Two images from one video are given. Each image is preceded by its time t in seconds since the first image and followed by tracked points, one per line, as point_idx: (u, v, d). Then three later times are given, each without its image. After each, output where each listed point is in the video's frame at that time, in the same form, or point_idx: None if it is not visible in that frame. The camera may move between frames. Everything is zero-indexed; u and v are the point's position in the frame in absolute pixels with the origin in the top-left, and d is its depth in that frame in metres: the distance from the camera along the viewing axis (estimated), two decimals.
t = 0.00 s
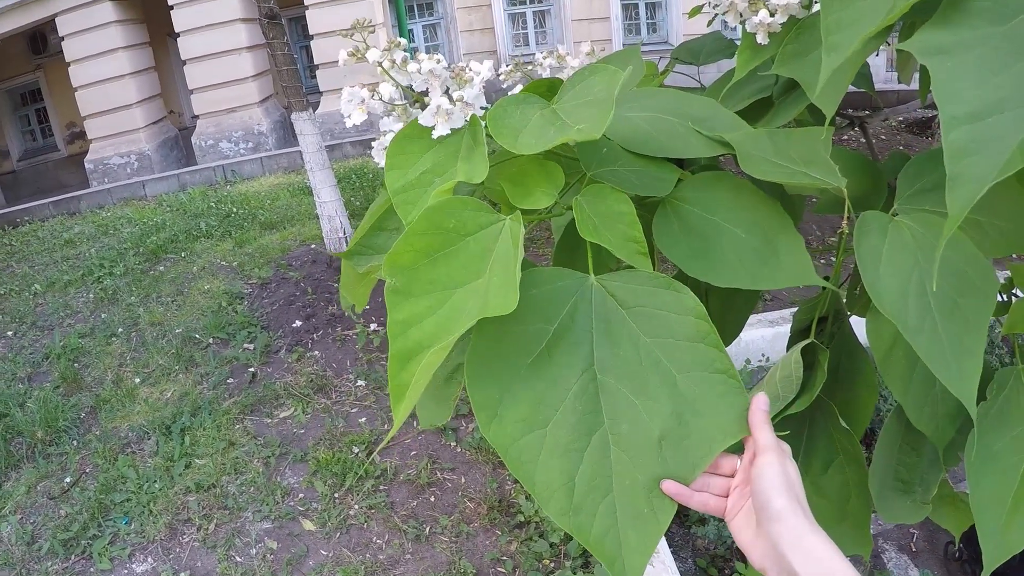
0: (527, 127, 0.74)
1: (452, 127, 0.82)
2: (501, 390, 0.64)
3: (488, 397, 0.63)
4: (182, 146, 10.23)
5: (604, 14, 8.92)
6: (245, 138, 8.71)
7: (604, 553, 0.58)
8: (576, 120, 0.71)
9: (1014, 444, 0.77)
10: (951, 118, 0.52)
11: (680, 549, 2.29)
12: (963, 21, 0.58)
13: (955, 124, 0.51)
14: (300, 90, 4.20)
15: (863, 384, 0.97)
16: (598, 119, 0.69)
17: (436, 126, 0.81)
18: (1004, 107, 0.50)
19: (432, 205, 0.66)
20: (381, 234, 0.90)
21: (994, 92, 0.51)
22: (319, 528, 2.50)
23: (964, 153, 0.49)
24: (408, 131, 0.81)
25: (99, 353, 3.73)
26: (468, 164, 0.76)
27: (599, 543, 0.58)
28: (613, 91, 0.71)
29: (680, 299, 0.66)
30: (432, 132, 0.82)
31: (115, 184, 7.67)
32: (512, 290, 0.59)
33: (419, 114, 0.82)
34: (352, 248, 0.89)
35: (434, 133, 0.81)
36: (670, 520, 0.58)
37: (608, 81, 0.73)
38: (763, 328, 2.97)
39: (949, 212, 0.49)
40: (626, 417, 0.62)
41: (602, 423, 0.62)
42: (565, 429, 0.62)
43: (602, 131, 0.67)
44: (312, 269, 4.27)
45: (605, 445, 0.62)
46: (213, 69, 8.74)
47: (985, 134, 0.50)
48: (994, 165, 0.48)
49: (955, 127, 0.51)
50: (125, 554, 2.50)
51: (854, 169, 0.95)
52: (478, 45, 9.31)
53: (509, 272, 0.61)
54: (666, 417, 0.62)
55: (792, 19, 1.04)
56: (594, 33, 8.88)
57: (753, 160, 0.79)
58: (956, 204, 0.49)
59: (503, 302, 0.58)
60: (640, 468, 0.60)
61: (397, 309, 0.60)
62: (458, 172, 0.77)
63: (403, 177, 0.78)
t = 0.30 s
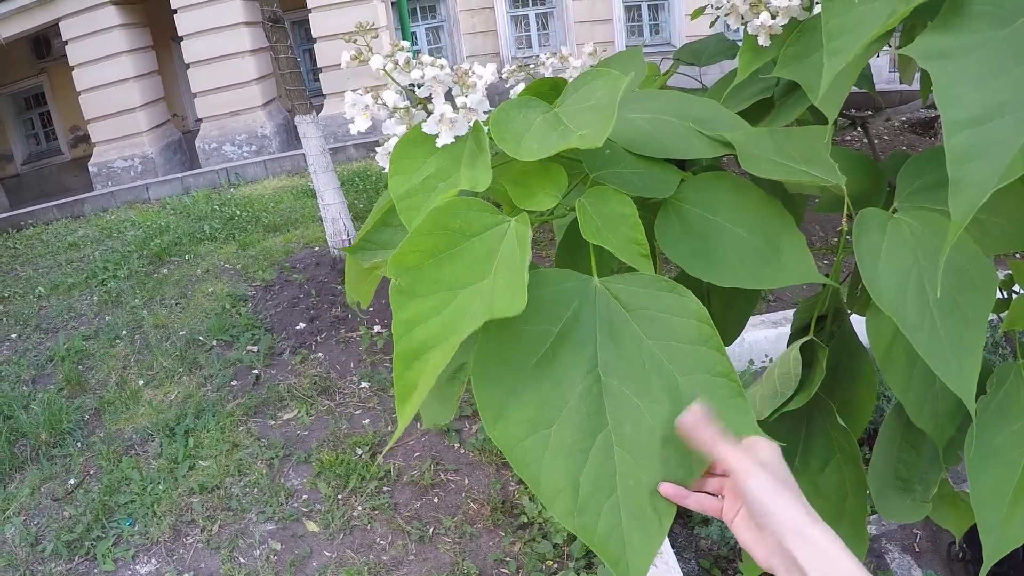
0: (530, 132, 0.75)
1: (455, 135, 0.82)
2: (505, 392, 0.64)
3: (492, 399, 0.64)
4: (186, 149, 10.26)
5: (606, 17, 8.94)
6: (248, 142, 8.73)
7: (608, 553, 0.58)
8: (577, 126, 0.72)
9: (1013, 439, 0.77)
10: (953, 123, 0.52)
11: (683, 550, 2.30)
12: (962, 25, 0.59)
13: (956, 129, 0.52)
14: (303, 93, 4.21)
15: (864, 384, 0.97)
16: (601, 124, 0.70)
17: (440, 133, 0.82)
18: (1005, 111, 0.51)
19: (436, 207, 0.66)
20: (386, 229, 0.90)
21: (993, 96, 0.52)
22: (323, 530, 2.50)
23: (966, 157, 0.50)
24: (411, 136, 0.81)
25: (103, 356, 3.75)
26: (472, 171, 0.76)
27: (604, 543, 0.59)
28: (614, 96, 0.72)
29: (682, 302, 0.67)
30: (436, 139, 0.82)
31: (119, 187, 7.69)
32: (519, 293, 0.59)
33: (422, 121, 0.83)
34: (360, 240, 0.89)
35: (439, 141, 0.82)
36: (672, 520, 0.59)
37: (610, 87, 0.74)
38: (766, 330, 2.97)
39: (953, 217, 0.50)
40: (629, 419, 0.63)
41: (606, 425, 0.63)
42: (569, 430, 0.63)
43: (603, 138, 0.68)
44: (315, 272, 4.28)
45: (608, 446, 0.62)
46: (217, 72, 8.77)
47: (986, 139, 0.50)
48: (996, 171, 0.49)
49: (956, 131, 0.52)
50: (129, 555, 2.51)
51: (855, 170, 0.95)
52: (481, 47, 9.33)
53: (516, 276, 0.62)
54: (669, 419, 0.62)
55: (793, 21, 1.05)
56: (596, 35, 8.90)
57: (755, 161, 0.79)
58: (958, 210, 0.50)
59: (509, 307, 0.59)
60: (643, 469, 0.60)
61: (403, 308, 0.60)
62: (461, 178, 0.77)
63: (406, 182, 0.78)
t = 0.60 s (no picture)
0: (538, 132, 0.75)
1: (464, 131, 0.81)
2: (514, 398, 0.65)
3: (501, 405, 0.64)
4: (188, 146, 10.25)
5: (610, 17, 8.93)
6: (250, 138, 8.73)
7: (615, 558, 0.59)
8: (587, 125, 0.72)
9: (1017, 446, 0.77)
10: (954, 120, 0.52)
11: (683, 551, 2.29)
12: (966, 24, 0.59)
13: (957, 126, 0.52)
14: (306, 90, 4.21)
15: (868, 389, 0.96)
16: (612, 123, 0.70)
17: (448, 129, 0.80)
18: (1006, 109, 0.51)
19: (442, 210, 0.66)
20: (390, 231, 0.90)
21: (995, 94, 0.52)
22: (322, 527, 2.51)
23: (966, 154, 0.50)
24: (419, 133, 0.81)
25: (104, 351, 3.75)
26: (480, 167, 0.77)
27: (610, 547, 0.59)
28: (625, 95, 0.72)
29: (691, 310, 0.67)
30: (443, 136, 0.81)
31: (121, 183, 7.68)
32: (528, 295, 0.60)
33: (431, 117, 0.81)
34: (361, 244, 0.89)
35: (446, 138, 0.80)
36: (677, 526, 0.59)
37: (619, 86, 0.74)
38: (768, 331, 2.97)
39: (951, 212, 0.50)
40: (637, 428, 0.62)
41: (614, 432, 0.63)
42: (577, 436, 0.63)
43: (616, 138, 0.68)
44: (317, 269, 4.28)
45: (616, 453, 0.62)
46: (220, 68, 8.76)
47: (987, 136, 0.50)
48: (995, 167, 0.48)
49: (956, 128, 0.52)
50: (129, 551, 2.51)
51: (860, 172, 0.95)
52: (484, 46, 9.32)
53: (525, 280, 0.62)
54: (675, 427, 0.62)
55: (797, 20, 1.05)
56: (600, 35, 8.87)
57: (759, 164, 0.79)
58: (956, 205, 0.50)
59: (516, 309, 0.60)
60: (649, 475, 0.61)
61: (411, 312, 0.60)
62: (470, 175, 0.77)
63: (412, 179, 0.78)
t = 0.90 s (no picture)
0: (538, 142, 0.75)
1: (463, 145, 0.81)
2: (514, 414, 0.65)
3: (503, 421, 0.65)
4: (190, 151, 10.28)
5: (610, 20, 8.95)
6: (252, 143, 8.75)
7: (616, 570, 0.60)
8: (585, 136, 0.73)
9: (1015, 446, 0.77)
10: (953, 123, 0.53)
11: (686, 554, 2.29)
12: (964, 27, 0.59)
13: (957, 128, 0.52)
14: (308, 95, 4.22)
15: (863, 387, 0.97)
16: (608, 135, 0.70)
17: (448, 144, 0.80)
18: (1005, 112, 0.51)
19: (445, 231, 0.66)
20: (392, 240, 0.90)
21: (994, 96, 0.52)
22: (325, 531, 2.51)
23: (966, 156, 0.50)
24: (418, 147, 0.80)
25: (106, 356, 3.75)
26: (480, 181, 0.77)
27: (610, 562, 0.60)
28: (622, 107, 0.72)
29: (685, 325, 0.67)
30: (445, 150, 0.81)
31: (123, 188, 7.70)
32: (530, 313, 0.61)
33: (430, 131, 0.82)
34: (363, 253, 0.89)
35: (446, 152, 0.80)
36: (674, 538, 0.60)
37: (618, 96, 0.75)
38: (769, 334, 2.97)
39: (953, 215, 0.50)
40: (633, 442, 0.63)
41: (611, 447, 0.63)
42: (576, 451, 0.63)
43: (613, 151, 0.68)
44: (318, 273, 4.28)
45: (614, 467, 0.63)
46: (222, 74, 8.79)
47: (987, 138, 0.51)
48: (996, 170, 0.49)
49: (957, 130, 0.52)
50: (132, 556, 2.51)
51: (859, 174, 0.95)
52: (485, 50, 9.33)
53: (528, 296, 0.63)
54: (670, 441, 0.63)
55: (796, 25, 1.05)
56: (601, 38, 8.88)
57: (757, 167, 0.80)
58: (958, 208, 0.50)
59: (522, 326, 0.61)
60: (646, 489, 0.61)
61: (417, 333, 0.60)
62: (471, 187, 0.78)
63: (415, 192, 0.78)
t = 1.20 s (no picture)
0: (533, 143, 0.74)
1: (458, 144, 0.80)
2: (510, 422, 0.64)
3: (499, 428, 0.64)
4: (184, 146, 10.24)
5: (605, 16, 8.93)
6: (246, 138, 8.72)
7: None
8: (581, 138, 0.71)
9: (1009, 449, 0.76)
10: (949, 122, 0.52)
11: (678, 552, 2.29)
12: (962, 25, 0.59)
13: (952, 128, 0.51)
14: (302, 89, 4.20)
15: (858, 387, 0.96)
16: (604, 137, 0.69)
17: (442, 143, 0.79)
18: (1001, 111, 0.51)
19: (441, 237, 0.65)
20: (387, 240, 0.90)
21: (991, 96, 0.52)
22: (317, 527, 2.50)
23: (962, 155, 0.50)
24: (412, 146, 0.79)
25: (98, 351, 3.74)
26: (475, 183, 0.76)
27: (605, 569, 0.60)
28: (618, 108, 0.71)
29: (681, 333, 0.66)
30: (439, 149, 0.79)
31: (116, 183, 7.67)
32: (523, 329, 0.60)
33: (425, 129, 0.80)
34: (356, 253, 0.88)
35: (440, 151, 0.79)
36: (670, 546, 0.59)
37: (614, 97, 0.73)
38: (763, 331, 2.97)
39: (947, 214, 0.50)
40: (629, 449, 0.62)
41: (608, 453, 0.63)
42: (573, 457, 0.63)
43: (608, 153, 0.67)
44: (312, 269, 4.27)
45: (610, 474, 0.62)
46: (216, 68, 8.75)
47: (982, 137, 0.50)
48: (992, 168, 0.48)
49: (952, 130, 0.51)
50: (123, 551, 2.50)
51: (855, 173, 0.94)
52: (480, 46, 9.31)
53: (523, 308, 0.62)
54: (666, 447, 0.62)
55: (792, 22, 1.04)
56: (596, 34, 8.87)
57: (755, 168, 0.79)
58: (951, 207, 0.50)
59: (516, 341, 0.60)
60: (641, 497, 0.61)
61: (412, 341, 0.60)
62: (464, 188, 0.76)
63: (407, 191, 0.76)
